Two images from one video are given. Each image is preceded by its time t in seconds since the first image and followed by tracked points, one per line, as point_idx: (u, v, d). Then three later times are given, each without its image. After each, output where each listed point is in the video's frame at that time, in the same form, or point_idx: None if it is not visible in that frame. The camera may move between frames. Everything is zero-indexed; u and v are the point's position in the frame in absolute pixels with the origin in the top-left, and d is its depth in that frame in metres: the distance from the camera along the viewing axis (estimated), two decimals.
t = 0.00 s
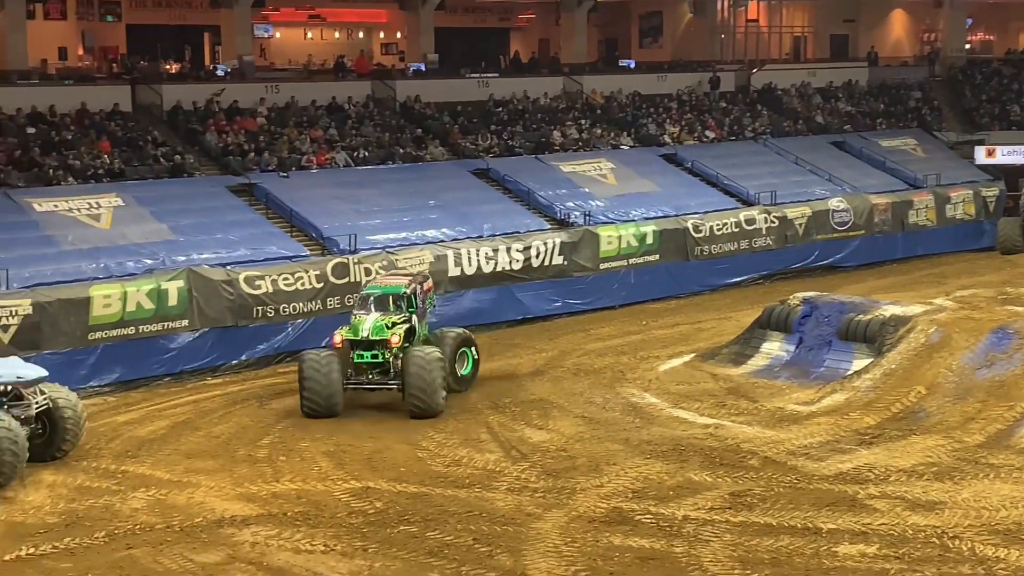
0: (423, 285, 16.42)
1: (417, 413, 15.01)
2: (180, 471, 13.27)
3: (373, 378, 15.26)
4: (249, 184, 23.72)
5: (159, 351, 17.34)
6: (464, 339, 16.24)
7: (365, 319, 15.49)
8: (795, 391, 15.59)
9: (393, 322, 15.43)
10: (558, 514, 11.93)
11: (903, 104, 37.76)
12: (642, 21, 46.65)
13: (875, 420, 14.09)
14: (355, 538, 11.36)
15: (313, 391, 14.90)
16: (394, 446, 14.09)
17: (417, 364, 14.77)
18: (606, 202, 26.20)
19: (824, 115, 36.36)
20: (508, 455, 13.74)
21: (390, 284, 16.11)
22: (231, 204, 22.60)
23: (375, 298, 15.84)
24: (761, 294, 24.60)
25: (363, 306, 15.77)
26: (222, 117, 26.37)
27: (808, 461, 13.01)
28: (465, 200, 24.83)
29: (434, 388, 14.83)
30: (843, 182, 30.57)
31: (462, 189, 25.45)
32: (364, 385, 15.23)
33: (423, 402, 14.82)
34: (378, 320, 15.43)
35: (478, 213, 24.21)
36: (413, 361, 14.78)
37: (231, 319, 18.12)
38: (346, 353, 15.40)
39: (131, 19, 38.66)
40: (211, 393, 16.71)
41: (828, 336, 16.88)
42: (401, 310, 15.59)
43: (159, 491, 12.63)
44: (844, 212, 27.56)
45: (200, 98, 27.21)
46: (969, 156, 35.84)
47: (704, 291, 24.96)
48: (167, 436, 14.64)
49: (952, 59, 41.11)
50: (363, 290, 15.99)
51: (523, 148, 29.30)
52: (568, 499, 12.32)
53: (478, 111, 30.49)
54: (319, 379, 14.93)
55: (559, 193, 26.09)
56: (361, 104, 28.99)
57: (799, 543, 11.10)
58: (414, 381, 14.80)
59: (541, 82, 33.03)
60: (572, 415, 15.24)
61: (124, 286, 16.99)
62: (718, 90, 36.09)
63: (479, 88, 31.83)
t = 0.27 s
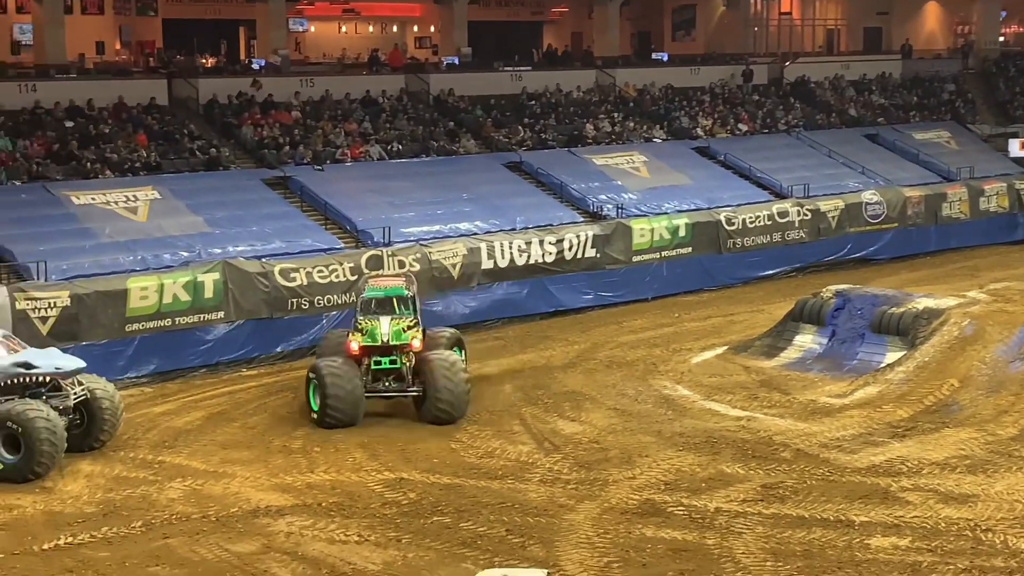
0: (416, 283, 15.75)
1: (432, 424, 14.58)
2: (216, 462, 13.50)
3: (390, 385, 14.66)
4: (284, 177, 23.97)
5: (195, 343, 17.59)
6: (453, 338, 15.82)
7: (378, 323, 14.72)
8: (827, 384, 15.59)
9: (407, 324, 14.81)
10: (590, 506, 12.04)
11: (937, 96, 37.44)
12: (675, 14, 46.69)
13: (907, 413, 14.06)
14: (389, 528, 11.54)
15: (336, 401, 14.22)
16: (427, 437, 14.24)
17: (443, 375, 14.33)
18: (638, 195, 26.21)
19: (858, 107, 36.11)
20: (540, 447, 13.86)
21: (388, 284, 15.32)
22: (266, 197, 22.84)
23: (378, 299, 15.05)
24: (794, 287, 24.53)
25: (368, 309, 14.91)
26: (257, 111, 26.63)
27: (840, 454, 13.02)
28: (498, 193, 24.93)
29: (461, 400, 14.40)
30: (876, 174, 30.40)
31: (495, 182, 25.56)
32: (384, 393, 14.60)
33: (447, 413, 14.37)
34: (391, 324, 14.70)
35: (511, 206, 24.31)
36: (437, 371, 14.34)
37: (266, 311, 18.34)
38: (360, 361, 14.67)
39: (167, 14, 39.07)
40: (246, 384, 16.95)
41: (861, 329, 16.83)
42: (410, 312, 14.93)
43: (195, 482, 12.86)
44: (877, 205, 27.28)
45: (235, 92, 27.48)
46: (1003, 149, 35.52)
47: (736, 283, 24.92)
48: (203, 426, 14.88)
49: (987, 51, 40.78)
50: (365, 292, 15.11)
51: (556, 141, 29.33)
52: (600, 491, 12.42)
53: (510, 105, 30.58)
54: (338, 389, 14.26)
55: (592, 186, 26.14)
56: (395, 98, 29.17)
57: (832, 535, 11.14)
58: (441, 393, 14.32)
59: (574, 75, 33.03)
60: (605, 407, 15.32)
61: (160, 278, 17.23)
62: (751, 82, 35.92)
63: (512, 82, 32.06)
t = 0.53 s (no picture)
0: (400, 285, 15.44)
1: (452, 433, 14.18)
2: (239, 454, 13.65)
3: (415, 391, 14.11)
4: (306, 171, 24.13)
5: (218, 336, 17.77)
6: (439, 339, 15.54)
7: (397, 325, 14.30)
8: (847, 377, 15.60)
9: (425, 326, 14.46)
10: (611, 498, 12.12)
11: (958, 90, 37.27)
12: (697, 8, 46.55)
13: (928, 406, 14.06)
14: (410, 521, 11.65)
15: (367, 410, 13.45)
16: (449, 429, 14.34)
17: (472, 377, 14.05)
18: (659, 189, 26.22)
19: (878, 100, 35.95)
20: (561, 440, 13.95)
21: (385, 287, 14.93)
22: (288, 192, 23.01)
23: (384, 301, 14.66)
24: (815, 281, 24.49)
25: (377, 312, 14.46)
26: (280, 105, 26.79)
27: (861, 448, 13.04)
28: (519, 187, 25.01)
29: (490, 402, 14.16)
30: (897, 168, 30.27)
31: (516, 176, 25.63)
32: (409, 400, 13.98)
33: (477, 417, 14.02)
34: (408, 326, 14.32)
35: (532, 200, 24.38)
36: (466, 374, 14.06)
37: (288, 305, 18.49)
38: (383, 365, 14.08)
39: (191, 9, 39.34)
40: (269, 377, 17.11)
41: (882, 323, 16.82)
42: (418, 312, 14.65)
43: (218, 474, 13.02)
44: (898, 199, 27.19)
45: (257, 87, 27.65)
46: None
47: (757, 277, 24.90)
48: (226, 419, 15.05)
49: (1007, 46, 40.40)
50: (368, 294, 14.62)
51: (577, 135, 29.35)
52: (621, 484, 12.50)
53: (531, 99, 30.63)
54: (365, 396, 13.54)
55: (613, 180, 26.16)
56: (416, 93, 29.27)
57: (852, 528, 11.18)
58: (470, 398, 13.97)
59: (595, 69, 33.01)
60: (626, 400, 15.38)
61: (183, 272, 17.42)
62: (772, 76, 35.78)
63: (533, 76, 31.97)
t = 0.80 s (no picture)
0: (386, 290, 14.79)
1: (473, 445, 13.60)
2: (248, 448, 13.72)
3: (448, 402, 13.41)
4: (315, 166, 24.18)
5: (228, 330, 17.83)
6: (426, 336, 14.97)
7: (419, 336, 13.60)
8: (856, 372, 15.61)
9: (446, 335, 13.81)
10: (620, 493, 12.15)
11: (967, 85, 37.19)
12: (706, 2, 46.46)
13: (937, 401, 14.05)
14: (419, 515, 11.70)
15: (411, 423, 12.76)
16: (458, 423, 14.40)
17: (498, 384, 13.41)
18: (668, 183, 26.21)
19: (887, 95, 35.87)
20: (570, 434, 13.99)
21: (387, 296, 14.21)
22: (297, 187, 23.06)
23: (393, 312, 13.95)
24: (824, 275, 24.47)
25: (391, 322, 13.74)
26: (289, 100, 26.84)
27: (870, 442, 13.05)
28: (528, 182, 25.04)
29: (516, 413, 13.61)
30: (906, 163, 30.21)
31: (524, 171, 25.65)
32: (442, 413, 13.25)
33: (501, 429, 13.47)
34: (429, 335, 13.67)
35: (541, 195, 24.40)
36: (492, 381, 13.39)
37: (297, 299, 18.55)
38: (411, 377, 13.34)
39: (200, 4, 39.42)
40: (278, 371, 17.18)
41: (891, 317, 16.79)
42: (430, 319, 14.04)
43: (227, 468, 13.08)
44: (907, 193, 27.14)
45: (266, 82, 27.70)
46: None
47: (766, 272, 24.88)
48: (235, 413, 15.11)
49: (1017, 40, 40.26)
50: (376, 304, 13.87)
51: (586, 130, 29.34)
52: (629, 478, 12.53)
53: (540, 94, 30.63)
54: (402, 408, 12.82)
55: (621, 175, 26.16)
56: (425, 88, 29.31)
57: (860, 523, 11.20)
58: (497, 406, 13.37)
59: (604, 64, 32.98)
60: (634, 395, 15.41)
61: (193, 266, 17.49)
62: (781, 71, 35.71)
63: (542, 71, 32.02)
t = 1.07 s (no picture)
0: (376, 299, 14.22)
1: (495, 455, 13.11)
2: (245, 443, 13.72)
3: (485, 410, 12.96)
4: (312, 161, 24.15)
5: (224, 325, 17.83)
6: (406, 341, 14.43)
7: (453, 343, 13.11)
8: (853, 367, 15.64)
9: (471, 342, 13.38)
10: (618, 488, 12.17)
11: (963, 80, 37.21)
12: None
13: (933, 396, 14.08)
14: (416, 510, 11.72)
15: (463, 427, 12.13)
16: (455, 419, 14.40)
17: (527, 390, 12.99)
18: (664, 179, 26.20)
19: (884, 91, 35.84)
20: (567, 429, 13.99)
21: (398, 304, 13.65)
22: (294, 182, 23.04)
23: (411, 321, 13.38)
24: (820, 270, 24.50)
25: (415, 331, 13.23)
26: (286, 95, 26.80)
27: (866, 437, 13.07)
28: (526, 177, 25.03)
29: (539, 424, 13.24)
30: (903, 159, 30.22)
31: (521, 166, 25.64)
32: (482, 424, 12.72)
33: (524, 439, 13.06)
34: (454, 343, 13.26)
35: (538, 190, 24.39)
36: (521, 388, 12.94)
37: (294, 295, 18.54)
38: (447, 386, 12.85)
39: None
40: (274, 366, 17.17)
41: (887, 313, 16.82)
42: (447, 326, 13.63)
43: (224, 463, 13.08)
44: (904, 188, 27.16)
45: (263, 77, 27.66)
46: None
47: (763, 267, 24.88)
48: (232, 408, 15.11)
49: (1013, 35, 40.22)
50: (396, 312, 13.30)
51: (583, 125, 29.31)
52: (626, 473, 12.55)
53: (537, 88, 30.58)
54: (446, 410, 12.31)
55: (618, 170, 26.15)
56: (422, 83, 29.27)
57: (857, 518, 11.23)
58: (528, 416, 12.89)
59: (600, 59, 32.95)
60: (631, 390, 15.43)
61: (190, 262, 17.47)
62: (777, 66, 35.70)
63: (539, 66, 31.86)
